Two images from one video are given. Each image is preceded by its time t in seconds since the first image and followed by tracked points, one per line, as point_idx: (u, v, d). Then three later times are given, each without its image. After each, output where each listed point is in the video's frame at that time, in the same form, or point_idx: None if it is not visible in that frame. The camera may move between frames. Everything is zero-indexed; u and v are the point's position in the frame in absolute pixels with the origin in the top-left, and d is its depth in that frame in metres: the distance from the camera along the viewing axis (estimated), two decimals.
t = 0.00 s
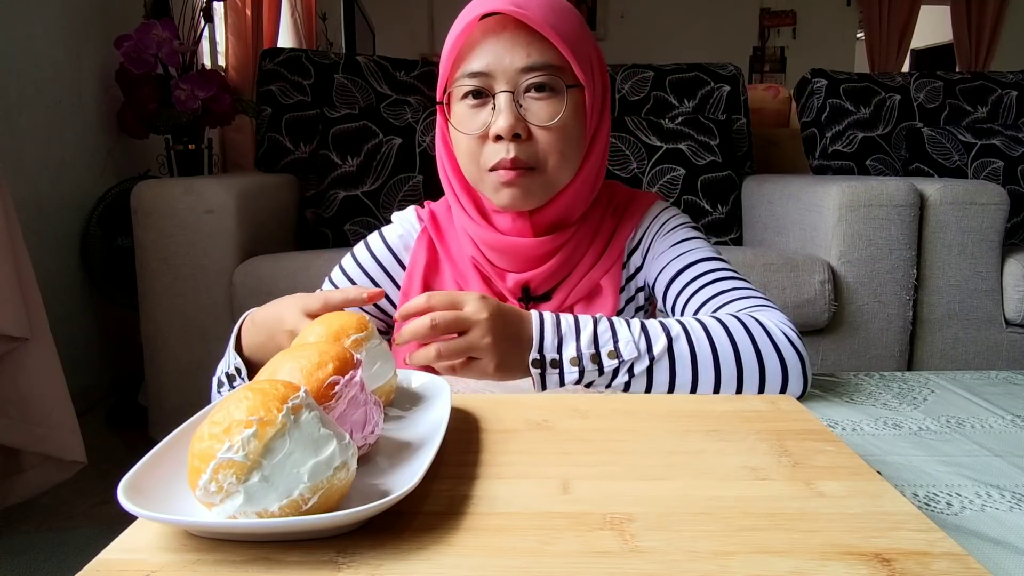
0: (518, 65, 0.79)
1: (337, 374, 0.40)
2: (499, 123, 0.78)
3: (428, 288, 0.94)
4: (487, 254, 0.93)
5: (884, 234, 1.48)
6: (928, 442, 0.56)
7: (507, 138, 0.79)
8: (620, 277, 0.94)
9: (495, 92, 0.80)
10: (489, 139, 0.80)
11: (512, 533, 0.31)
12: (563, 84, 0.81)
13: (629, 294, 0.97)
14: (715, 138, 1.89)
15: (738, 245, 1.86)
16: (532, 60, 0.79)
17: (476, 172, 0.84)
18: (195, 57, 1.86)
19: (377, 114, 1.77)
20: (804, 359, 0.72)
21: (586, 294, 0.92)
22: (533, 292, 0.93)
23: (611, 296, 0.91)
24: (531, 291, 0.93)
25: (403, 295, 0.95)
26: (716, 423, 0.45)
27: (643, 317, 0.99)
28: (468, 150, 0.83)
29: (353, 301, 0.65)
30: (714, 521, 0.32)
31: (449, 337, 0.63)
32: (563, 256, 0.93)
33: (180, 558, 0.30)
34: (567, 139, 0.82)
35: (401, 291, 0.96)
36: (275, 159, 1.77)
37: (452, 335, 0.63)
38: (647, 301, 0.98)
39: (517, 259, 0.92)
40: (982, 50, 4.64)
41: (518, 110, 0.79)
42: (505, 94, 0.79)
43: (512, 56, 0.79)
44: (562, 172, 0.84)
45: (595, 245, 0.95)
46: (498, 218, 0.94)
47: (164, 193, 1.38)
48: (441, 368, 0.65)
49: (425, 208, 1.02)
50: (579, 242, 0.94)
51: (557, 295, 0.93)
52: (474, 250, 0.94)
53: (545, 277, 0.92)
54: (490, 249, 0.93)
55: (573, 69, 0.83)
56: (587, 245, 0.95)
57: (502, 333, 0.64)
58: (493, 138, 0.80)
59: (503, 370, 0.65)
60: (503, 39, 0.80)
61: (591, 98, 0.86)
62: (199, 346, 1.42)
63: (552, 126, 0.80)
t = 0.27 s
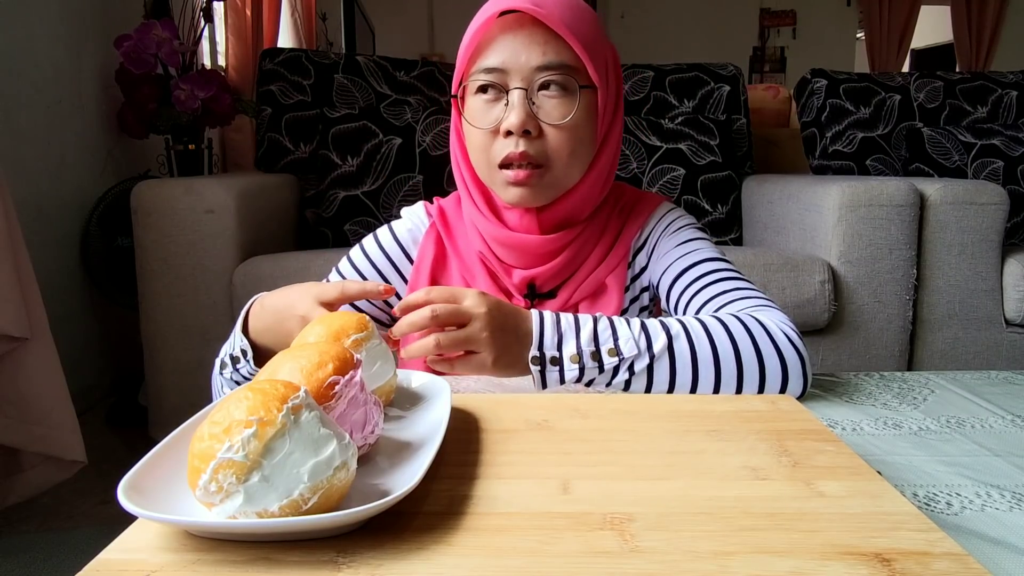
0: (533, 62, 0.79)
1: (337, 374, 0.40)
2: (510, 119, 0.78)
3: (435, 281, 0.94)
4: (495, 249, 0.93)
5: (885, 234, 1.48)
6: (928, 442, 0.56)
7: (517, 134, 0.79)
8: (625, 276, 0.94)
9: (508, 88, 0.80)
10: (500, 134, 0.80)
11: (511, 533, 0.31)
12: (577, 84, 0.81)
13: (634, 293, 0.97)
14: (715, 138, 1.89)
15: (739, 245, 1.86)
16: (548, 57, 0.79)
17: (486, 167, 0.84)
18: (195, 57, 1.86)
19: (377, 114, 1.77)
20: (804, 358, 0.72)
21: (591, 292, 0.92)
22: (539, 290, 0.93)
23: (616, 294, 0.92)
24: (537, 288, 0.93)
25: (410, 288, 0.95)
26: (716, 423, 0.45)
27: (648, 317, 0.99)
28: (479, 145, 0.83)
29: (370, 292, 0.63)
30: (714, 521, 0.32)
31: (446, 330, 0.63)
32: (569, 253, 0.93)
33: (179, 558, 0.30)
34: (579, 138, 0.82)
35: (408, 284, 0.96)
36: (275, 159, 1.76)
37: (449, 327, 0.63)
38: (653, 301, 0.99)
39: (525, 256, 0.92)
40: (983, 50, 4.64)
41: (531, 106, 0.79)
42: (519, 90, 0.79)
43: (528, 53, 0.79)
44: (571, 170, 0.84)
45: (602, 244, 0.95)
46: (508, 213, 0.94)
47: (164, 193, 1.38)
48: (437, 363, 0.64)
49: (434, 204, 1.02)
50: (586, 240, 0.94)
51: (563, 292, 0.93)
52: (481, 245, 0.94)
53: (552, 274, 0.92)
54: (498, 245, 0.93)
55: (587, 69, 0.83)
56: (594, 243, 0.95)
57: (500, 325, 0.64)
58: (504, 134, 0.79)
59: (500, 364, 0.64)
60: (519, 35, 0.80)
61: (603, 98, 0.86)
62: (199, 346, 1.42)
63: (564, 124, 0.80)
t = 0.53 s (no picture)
0: (537, 62, 0.79)
1: (337, 374, 0.40)
2: (511, 117, 0.78)
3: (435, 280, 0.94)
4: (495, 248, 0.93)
5: (885, 234, 1.48)
6: (928, 442, 0.56)
7: (517, 134, 0.79)
8: (626, 276, 0.94)
9: (511, 87, 0.80)
10: (501, 132, 0.80)
11: (511, 533, 0.31)
12: (581, 87, 0.82)
13: (635, 293, 0.97)
14: (715, 138, 1.89)
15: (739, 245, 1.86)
16: (553, 58, 0.79)
17: (485, 165, 0.84)
18: (195, 57, 1.86)
19: (377, 114, 1.77)
20: (804, 358, 0.72)
21: (591, 292, 0.92)
22: (538, 288, 0.93)
23: (616, 295, 0.92)
24: (536, 287, 0.93)
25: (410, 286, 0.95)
26: (716, 423, 0.45)
27: (648, 317, 0.99)
28: (480, 143, 0.83)
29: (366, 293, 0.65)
30: (714, 521, 0.32)
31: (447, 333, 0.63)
32: (570, 252, 0.93)
33: (179, 558, 0.30)
34: (579, 140, 0.82)
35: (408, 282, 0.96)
36: (275, 159, 1.76)
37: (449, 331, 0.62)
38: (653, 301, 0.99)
39: (525, 255, 0.92)
40: (983, 51, 4.64)
41: (533, 106, 0.79)
42: (521, 89, 0.79)
43: (533, 52, 0.79)
44: (570, 172, 0.84)
45: (603, 243, 0.95)
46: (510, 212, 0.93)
47: (164, 193, 1.38)
48: (438, 367, 0.64)
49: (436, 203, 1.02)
50: (587, 240, 0.94)
51: (563, 292, 0.93)
52: (482, 243, 0.94)
53: (552, 274, 0.92)
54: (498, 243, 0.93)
55: (591, 73, 0.83)
56: (595, 242, 0.95)
57: (500, 328, 0.64)
58: (504, 132, 0.79)
59: (501, 368, 0.64)
60: (525, 34, 0.80)
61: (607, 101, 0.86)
62: (198, 346, 1.42)
63: (565, 125, 0.80)
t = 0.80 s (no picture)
0: (536, 63, 0.79)
1: (337, 374, 0.40)
2: (513, 120, 0.78)
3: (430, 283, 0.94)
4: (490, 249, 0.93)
5: (884, 234, 1.48)
6: (928, 442, 0.56)
7: (519, 136, 0.79)
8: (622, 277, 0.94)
9: (510, 89, 0.80)
10: (502, 136, 0.80)
11: (511, 534, 0.31)
12: (580, 86, 0.82)
13: (631, 293, 0.97)
14: (715, 138, 1.88)
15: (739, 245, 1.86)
16: (551, 59, 0.80)
17: (486, 169, 0.83)
18: (195, 57, 1.86)
19: (377, 114, 1.77)
20: (804, 359, 0.72)
21: (587, 292, 0.92)
22: (534, 290, 0.93)
23: (611, 295, 0.91)
24: (532, 288, 0.93)
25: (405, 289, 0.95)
26: (716, 423, 0.45)
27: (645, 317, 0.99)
28: (479, 146, 0.83)
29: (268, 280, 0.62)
30: (713, 521, 0.32)
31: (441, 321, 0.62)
32: (565, 253, 0.93)
33: (179, 558, 0.30)
34: (580, 140, 0.82)
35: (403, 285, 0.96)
36: (275, 159, 1.76)
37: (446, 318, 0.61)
38: (650, 301, 0.99)
39: (520, 257, 0.92)
40: (983, 52, 4.64)
41: (533, 108, 0.79)
42: (521, 91, 0.79)
43: (531, 53, 0.79)
44: (571, 173, 0.84)
45: (598, 243, 0.95)
46: (505, 215, 0.94)
47: (164, 193, 1.38)
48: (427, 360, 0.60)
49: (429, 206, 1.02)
50: (582, 240, 0.94)
51: (558, 293, 0.93)
52: (477, 247, 0.94)
53: (547, 275, 0.92)
54: (493, 246, 0.93)
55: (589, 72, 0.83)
56: (590, 243, 0.96)
57: (496, 325, 0.63)
58: (506, 135, 0.79)
59: (493, 364, 0.63)
60: (522, 36, 0.80)
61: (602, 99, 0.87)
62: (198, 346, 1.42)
63: (566, 126, 0.80)
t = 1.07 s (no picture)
0: (531, 61, 0.79)
1: (337, 374, 0.40)
2: (509, 119, 0.78)
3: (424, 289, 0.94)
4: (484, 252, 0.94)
5: (884, 234, 1.47)
6: (928, 442, 0.56)
7: (516, 135, 0.79)
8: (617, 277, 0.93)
9: (505, 88, 0.80)
10: (498, 135, 0.80)
11: (511, 534, 0.31)
12: (575, 84, 0.82)
13: (627, 293, 0.96)
14: (715, 138, 1.88)
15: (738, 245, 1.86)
16: (545, 57, 0.80)
17: (481, 169, 0.83)
18: (195, 57, 1.86)
19: (377, 114, 1.77)
20: (804, 358, 0.72)
21: (582, 294, 0.92)
22: (529, 293, 0.93)
23: (606, 296, 0.91)
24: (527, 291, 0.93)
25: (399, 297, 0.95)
26: (716, 423, 0.45)
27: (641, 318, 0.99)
28: (473, 146, 0.82)
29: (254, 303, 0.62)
30: (713, 521, 0.32)
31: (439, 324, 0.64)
32: (559, 255, 0.93)
33: (180, 558, 0.30)
34: (576, 138, 0.82)
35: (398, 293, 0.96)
36: (275, 159, 1.76)
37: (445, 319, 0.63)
38: (646, 301, 0.99)
39: (513, 260, 0.93)
40: (983, 52, 4.64)
41: (529, 107, 0.79)
42: (516, 90, 0.79)
43: (525, 52, 0.79)
44: (567, 171, 0.84)
45: (593, 244, 0.95)
46: (497, 218, 0.94)
47: (164, 193, 1.38)
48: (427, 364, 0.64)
49: (423, 209, 1.02)
50: (576, 242, 0.94)
51: (553, 295, 0.93)
52: (469, 251, 0.94)
53: (542, 277, 0.92)
54: (487, 249, 0.93)
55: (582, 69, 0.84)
56: (584, 245, 0.95)
57: (492, 329, 0.65)
58: (502, 135, 0.79)
59: (490, 365, 0.65)
60: (514, 35, 0.80)
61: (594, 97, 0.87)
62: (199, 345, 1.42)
63: (562, 124, 0.80)
